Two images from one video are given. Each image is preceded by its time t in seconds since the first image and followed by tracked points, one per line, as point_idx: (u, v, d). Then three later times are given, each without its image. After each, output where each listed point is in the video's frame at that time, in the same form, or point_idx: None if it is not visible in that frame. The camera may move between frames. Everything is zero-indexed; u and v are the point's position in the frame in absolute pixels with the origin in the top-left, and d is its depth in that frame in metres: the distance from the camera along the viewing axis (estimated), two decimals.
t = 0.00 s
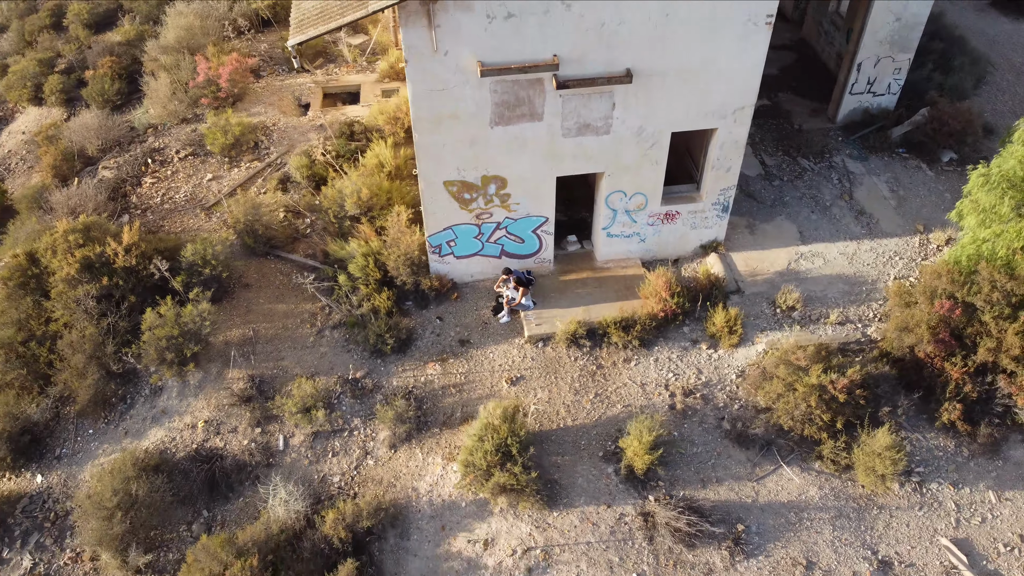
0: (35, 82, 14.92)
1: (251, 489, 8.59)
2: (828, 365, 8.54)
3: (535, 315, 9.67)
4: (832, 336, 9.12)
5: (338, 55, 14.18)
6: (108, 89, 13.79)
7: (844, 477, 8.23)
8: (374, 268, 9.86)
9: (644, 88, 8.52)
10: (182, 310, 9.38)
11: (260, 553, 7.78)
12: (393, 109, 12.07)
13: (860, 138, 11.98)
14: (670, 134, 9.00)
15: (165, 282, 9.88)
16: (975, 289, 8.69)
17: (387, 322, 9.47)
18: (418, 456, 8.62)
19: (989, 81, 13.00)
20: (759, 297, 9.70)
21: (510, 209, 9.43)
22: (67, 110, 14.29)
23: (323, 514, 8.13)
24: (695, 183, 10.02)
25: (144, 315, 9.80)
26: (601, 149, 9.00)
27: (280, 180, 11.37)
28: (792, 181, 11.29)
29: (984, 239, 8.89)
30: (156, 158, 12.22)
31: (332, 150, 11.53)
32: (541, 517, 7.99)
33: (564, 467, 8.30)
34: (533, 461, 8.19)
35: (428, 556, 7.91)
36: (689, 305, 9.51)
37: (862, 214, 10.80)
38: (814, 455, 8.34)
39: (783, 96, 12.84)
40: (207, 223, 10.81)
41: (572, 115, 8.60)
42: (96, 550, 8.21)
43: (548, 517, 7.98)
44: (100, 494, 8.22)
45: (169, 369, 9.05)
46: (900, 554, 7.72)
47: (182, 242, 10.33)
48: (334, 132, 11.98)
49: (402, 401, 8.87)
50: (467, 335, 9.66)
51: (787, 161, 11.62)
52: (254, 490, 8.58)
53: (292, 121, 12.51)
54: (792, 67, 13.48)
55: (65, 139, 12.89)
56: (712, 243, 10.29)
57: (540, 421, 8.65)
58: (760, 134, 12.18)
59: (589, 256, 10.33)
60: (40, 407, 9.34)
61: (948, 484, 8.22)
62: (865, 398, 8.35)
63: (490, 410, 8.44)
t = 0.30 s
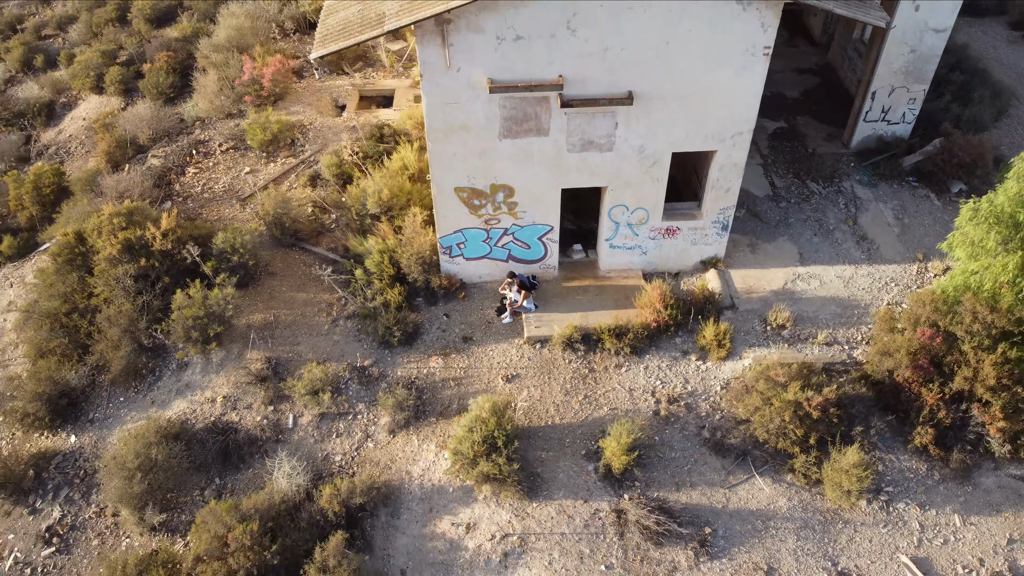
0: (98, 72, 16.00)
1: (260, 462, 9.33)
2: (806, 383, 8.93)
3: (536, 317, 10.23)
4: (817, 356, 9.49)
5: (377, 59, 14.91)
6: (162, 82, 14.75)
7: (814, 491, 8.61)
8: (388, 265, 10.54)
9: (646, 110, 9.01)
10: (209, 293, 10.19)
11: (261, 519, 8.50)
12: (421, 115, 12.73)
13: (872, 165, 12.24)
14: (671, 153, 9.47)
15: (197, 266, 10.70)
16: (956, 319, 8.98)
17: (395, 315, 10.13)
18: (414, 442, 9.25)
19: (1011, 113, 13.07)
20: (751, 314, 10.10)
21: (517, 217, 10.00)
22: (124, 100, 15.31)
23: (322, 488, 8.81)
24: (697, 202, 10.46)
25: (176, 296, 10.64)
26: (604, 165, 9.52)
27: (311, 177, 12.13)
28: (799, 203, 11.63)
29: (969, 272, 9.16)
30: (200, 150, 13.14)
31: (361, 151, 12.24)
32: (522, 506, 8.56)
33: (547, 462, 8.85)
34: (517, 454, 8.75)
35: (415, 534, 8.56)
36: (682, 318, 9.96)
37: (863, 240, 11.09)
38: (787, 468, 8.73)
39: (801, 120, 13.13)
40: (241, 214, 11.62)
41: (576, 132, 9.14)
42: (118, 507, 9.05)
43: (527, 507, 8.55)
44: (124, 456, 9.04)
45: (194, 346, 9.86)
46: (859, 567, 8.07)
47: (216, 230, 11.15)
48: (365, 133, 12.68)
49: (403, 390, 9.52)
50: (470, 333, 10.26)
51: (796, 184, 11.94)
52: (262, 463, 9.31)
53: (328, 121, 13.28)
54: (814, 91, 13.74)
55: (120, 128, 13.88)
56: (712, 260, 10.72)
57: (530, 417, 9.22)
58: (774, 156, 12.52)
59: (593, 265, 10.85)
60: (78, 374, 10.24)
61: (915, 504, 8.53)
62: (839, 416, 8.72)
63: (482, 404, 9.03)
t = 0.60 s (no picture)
0: (154, 68, 17.09)
1: (270, 440, 10.11)
2: (783, 400, 9.38)
3: (536, 322, 10.84)
4: (799, 375, 9.91)
5: (413, 67, 15.66)
6: (211, 81, 15.74)
7: (781, 503, 9.03)
8: (402, 265, 11.26)
9: (645, 133, 9.56)
10: (235, 281, 11.04)
11: (265, 492, 9.28)
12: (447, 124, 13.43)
13: (879, 193, 12.54)
14: (669, 175, 10.00)
15: (227, 256, 11.58)
16: (933, 348, 9.36)
17: (404, 313, 10.84)
18: (412, 431, 9.94)
19: None
20: (741, 331, 10.56)
21: (522, 226, 10.62)
22: (176, 95, 16.34)
23: (323, 468, 9.55)
24: (697, 221, 10.95)
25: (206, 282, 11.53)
26: (605, 182, 10.08)
27: (339, 178, 12.92)
28: (801, 227, 12.01)
29: (953, 303, 9.48)
30: (241, 147, 14.06)
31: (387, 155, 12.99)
32: (505, 498, 9.20)
33: (533, 458, 9.46)
34: (504, 449, 9.38)
35: (405, 517, 9.27)
36: (673, 331, 10.46)
37: (861, 266, 11.43)
38: (758, 479, 9.18)
39: (814, 145, 13.46)
40: (272, 209, 12.48)
41: (579, 150, 9.72)
42: (140, 472, 9.94)
43: (510, 498, 9.18)
44: (149, 426, 9.92)
45: (218, 330, 10.72)
46: None
47: (247, 223, 12.01)
48: (393, 139, 13.42)
49: (405, 383, 10.22)
50: (474, 333, 10.91)
51: (801, 208, 12.30)
52: (272, 441, 10.09)
53: (360, 125, 14.07)
54: (831, 117, 14.05)
55: (170, 122, 14.89)
56: (709, 277, 11.19)
57: (521, 416, 9.84)
58: (783, 179, 12.88)
59: (595, 275, 11.41)
60: (114, 348, 11.19)
61: (879, 522, 8.91)
62: (810, 434, 9.17)
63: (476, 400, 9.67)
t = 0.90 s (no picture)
0: (206, 67, 18.24)
1: (281, 420, 11.02)
2: (754, 415, 9.95)
3: (533, 327, 11.56)
4: (776, 393, 10.46)
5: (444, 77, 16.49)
6: (256, 82, 16.80)
7: (746, 511, 9.61)
8: (413, 266, 12.08)
9: (641, 157, 10.20)
10: (260, 273, 12.01)
11: (271, 467, 10.19)
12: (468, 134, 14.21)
13: (879, 221, 12.94)
14: (663, 197, 10.62)
15: (255, 249, 12.55)
16: (902, 375, 9.86)
17: (411, 311, 11.66)
18: (410, 421, 10.76)
19: None
20: (726, 348, 11.13)
21: (525, 237, 11.34)
22: (223, 93, 17.44)
23: (325, 449, 10.42)
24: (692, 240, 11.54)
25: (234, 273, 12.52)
26: (603, 201, 10.75)
27: (364, 181, 13.81)
28: (797, 251, 12.51)
29: (926, 334, 9.98)
30: (278, 146, 15.06)
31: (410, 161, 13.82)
32: (489, 489, 9.96)
33: (517, 453, 10.20)
34: (490, 443, 10.13)
35: (397, 499, 10.09)
36: (661, 343, 11.09)
37: (850, 291, 11.88)
38: (726, 487, 9.76)
39: (821, 171, 13.90)
40: (301, 208, 13.44)
41: (578, 170, 10.41)
42: (163, 442, 10.95)
43: (493, 489, 9.95)
44: (173, 401, 10.92)
45: (241, 317, 11.69)
46: None
47: (276, 220, 12.98)
48: (417, 146, 14.25)
49: (407, 377, 11.05)
50: (475, 334, 11.68)
51: (800, 232, 12.78)
52: (283, 422, 11.00)
53: (389, 132, 14.94)
54: (841, 144, 14.46)
55: (215, 120, 15.98)
56: (702, 294, 11.77)
57: (510, 414, 10.59)
58: (786, 203, 13.36)
59: (594, 286, 12.09)
60: (149, 329, 12.25)
61: (838, 535, 9.40)
62: (778, 448, 9.74)
63: (470, 397, 10.45)
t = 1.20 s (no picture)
0: (247, 65, 19.28)
1: (291, 402, 11.91)
2: (728, 423, 10.55)
3: (531, 329, 12.28)
4: (753, 403, 11.04)
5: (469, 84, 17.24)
6: (291, 82, 17.75)
7: (713, 512, 10.22)
8: (422, 266, 12.88)
9: (634, 174, 10.83)
10: (280, 266, 12.93)
11: (278, 445, 11.09)
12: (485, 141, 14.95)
13: (874, 243, 13.36)
14: (655, 212, 11.24)
15: (278, 242, 13.46)
16: (872, 394, 10.38)
17: (417, 308, 12.46)
18: (409, 410, 11.57)
19: None
20: (712, 358, 11.73)
21: (527, 244, 12.06)
22: (261, 91, 18.44)
23: (328, 432, 11.28)
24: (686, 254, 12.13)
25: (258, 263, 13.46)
26: (600, 213, 11.41)
27: (385, 182, 14.66)
28: (790, 269, 13.02)
29: (898, 356, 10.46)
30: (307, 145, 15.98)
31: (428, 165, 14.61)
32: (476, 477, 10.74)
33: (505, 446, 10.95)
34: (479, 435, 10.89)
35: (392, 482, 10.92)
36: (648, 350, 11.73)
37: (838, 310, 12.36)
38: (697, 489, 10.38)
39: (823, 192, 14.34)
40: (324, 205, 14.33)
41: (575, 184, 11.08)
42: (184, 417, 11.94)
43: (480, 477, 10.72)
44: (194, 379, 11.89)
45: (260, 305, 12.61)
46: None
47: (299, 215, 13.90)
48: (437, 151, 15.04)
49: (409, 369, 11.86)
50: (476, 332, 12.44)
51: (795, 251, 13.28)
52: (292, 404, 11.88)
53: (412, 136, 15.76)
54: (846, 166, 14.88)
55: (252, 117, 16.98)
56: (693, 306, 12.37)
57: (502, 409, 11.35)
58: (785, 221, 13.84)
59: (592, 293, 12.75)
60: (177, 311, 13.26)
61: (800, 541, 9.94)
62: (747, 456, 10.34)
63: (464, 391, 11.22)
